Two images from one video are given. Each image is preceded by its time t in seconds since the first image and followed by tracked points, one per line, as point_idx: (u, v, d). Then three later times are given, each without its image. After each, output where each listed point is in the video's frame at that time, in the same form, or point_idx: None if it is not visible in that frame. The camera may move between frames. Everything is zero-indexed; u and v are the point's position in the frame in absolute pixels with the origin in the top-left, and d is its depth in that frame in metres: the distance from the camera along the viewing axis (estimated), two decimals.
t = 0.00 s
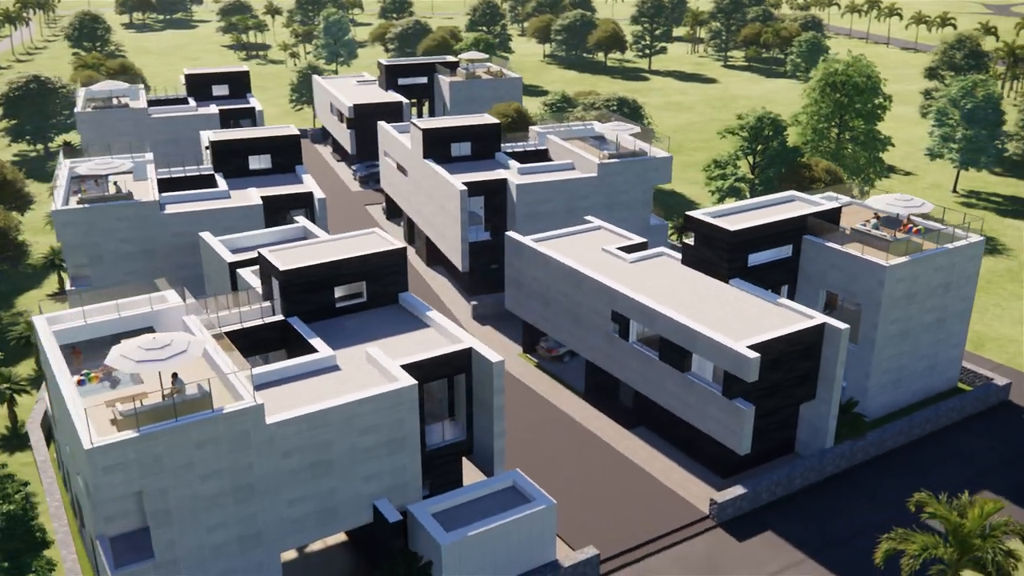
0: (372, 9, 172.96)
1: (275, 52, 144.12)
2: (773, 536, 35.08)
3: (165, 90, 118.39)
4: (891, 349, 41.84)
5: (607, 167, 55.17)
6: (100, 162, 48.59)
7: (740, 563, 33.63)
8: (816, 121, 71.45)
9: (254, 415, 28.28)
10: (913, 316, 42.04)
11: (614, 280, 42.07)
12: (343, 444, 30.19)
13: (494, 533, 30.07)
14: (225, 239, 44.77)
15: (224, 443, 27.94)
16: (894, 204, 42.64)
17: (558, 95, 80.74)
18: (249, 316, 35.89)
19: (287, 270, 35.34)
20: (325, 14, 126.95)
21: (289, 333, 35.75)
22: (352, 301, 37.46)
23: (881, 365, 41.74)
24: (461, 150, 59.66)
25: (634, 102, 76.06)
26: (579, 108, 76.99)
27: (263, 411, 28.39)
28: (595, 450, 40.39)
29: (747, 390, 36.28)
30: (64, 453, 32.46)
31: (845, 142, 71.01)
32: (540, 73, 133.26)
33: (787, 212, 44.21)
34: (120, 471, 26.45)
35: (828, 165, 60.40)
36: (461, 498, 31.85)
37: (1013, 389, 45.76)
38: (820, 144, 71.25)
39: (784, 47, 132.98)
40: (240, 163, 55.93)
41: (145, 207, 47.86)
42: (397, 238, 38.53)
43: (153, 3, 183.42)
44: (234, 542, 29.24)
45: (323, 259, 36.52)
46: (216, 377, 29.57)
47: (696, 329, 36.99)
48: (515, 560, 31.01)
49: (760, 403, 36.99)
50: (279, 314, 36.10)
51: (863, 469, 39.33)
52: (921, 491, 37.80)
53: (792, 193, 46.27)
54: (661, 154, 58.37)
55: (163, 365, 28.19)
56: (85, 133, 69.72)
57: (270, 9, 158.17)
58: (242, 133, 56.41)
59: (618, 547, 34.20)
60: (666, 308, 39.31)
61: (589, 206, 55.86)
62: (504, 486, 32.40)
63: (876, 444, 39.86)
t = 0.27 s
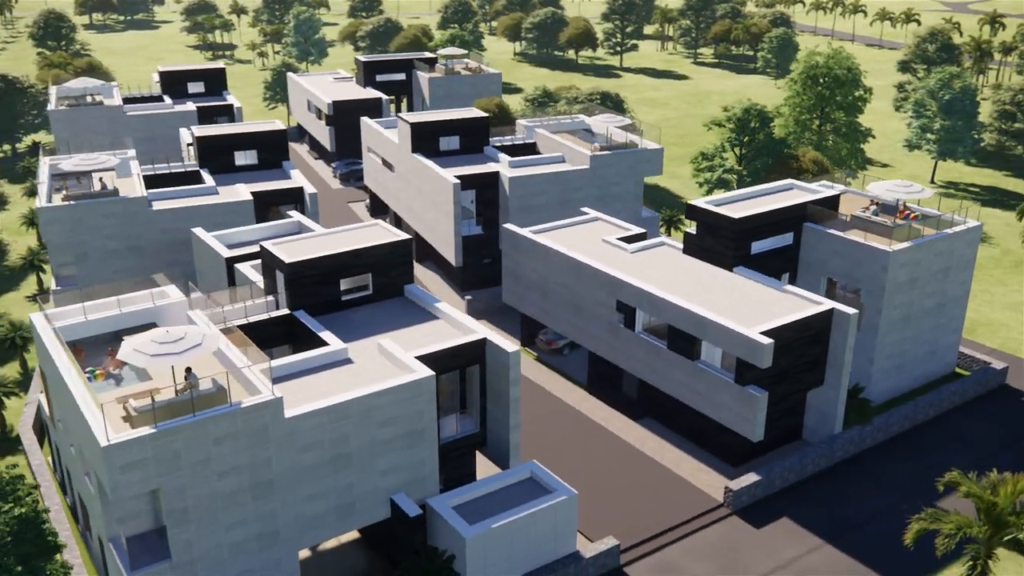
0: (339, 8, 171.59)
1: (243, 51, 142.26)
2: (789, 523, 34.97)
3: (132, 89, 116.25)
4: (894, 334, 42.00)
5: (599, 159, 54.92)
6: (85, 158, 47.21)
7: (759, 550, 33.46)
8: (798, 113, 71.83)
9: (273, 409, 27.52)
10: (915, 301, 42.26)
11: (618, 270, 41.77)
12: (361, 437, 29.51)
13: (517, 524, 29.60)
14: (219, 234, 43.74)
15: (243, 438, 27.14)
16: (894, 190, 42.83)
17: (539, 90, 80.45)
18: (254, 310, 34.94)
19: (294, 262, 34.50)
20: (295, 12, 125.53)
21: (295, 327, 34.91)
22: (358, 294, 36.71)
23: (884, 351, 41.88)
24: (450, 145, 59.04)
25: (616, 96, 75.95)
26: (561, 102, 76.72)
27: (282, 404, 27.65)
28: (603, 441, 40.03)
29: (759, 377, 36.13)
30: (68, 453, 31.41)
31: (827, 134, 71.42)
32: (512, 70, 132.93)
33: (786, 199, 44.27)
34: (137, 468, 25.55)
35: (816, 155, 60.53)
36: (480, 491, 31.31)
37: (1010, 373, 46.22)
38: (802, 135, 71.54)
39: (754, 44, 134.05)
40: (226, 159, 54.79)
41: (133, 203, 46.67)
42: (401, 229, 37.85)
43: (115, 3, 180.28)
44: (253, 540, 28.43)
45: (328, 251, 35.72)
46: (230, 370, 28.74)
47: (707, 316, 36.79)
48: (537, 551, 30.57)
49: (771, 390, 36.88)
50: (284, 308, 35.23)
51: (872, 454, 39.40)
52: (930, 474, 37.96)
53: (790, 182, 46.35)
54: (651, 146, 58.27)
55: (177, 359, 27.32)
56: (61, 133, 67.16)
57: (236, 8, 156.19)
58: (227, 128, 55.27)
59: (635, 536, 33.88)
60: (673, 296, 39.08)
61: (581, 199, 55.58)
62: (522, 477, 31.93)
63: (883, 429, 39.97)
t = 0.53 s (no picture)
0: (305, 7, 169.89)
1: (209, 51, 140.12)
2: (804, 509, 34.74)
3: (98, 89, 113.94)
4: (895, 319, 42.07)
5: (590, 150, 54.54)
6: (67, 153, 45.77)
7: (777, 536, 33.16)
8: (780, 104, 72.09)
9: (293, 401, 26.65)
10: (915, 286, 42.37)
11: (621, 259, 41.31)
12: (379, 429, 28.70)
13: (540, 515, 29.03)
14: (210, 229, 42.59)
15: (261, 432, 26.22)
16: (892, 175, 42.66)
17: (519, 85, 79.96)
18: (258, 303, 33.74)
19: (298, 253, 33.53)
20: (263, 10, 123.83)
21: (300, 320, 33.94)
22: (362, 286, 35.86)
23: (886, 336, 41.94)
24: (437, 138, 58.25)
25: (597, 90, 75.70)
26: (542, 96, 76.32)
27: (301, 397, 26.78)
28: (611, 432, 39.52)
29: (771, 363, 35.87)
30: (71, 457, 30.10)
31: (808, 125, 71.78)
32: (483, 68, 132.37)
33: (786, 187, 44.15)
34: (155, 465, 24.49)
35: (803, 146, 60.73)
36: (498, 484, 30.67)
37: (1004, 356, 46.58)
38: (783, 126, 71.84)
39: (723, 40, 134.85)
40: (210, 154, 53.51)
41: (119, 199, 45.36)
42: (405, 219, 37.02)
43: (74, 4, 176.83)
44: (271, 538, 27.48)
45: (332, 242, 34.80)
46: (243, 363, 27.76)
47: (717, 303, 36.44)
48: (558, 542, 30.02)
49: (782, 376, 36.64)
50: (288, 301, 34.23)
51: (879, 439, 39.37)
52: (938, 458, 38.03)
53: (787, 169, 46.25)
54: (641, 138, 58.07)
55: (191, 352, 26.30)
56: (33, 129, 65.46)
57: (200, 8, 153.89)
58: (210, 123, 53.98)
59: (653, 526, 33.43)
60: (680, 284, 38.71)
61: (572, 191, 55.18)
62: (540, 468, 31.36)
63: (888, 414, 39.98)
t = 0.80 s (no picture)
0: (269, 6, 167.87)
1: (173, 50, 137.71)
2: (818, 495, 34.43)
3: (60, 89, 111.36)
4: (896, 305, 42.03)
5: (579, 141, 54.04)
6: (46, 147, 44.16)
7: (794, 523, 32.79)
8: (760, 96, 72.23)
9: (310, 393, 25.70)
10: (915, 271, 42.38)
11: (623, 248, 40.73)
12: (397, 422, 27.81)
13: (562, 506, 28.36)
14: (200, 224, 41.34)
15: (279, 426, 25.21)
16: (892, 160, 43.32)
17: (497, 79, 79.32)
18: (260, 297, 32.73)
19: (302, 244, 32.46)
20: (229, 8, 121.91)
21: (304, 313, 32.88)
22: (366, 278, 34.90)
23: (887, 322, 41.89)
24: (423, 131, 57.30)
25: (578, 84, 75.33)
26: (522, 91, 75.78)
27: (318, 389, 25.83)
28: (618, 423, 38.91)
29: (782, 348, 35.52)
30: (71, 459, 28.73)
31: (789, 117, 71.99)
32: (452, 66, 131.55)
33: (783, 174, 43.95)
34: (171, 461, 23.37)
35: (788, 136, 60.79)
36: (516, 476, 29.94)
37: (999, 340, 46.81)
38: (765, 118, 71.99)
39: (692, 36, 135.30)
40: (191, 149, 52.09)
41: (103, 195, 43.92)
42: (407, 209, 36.13)
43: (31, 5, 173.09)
44: (288, 536, 26.46)
45: (336, 232, 33.79)
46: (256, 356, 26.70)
47: (726, 289, 35.98)
48: (579, 533, 29.38)
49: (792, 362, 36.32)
50: (291, 294, 33.14)
51: (885, 424, 39.23)
52: (945, 441, 37.98)
53: (782, 157, 46.09)
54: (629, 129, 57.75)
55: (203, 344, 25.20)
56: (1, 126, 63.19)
57: (162, 8, 151.33)
58: (191, 117, 52.56)
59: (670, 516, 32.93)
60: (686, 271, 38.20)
61: (561, 183, 54.65)
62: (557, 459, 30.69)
63: (893, 399, 39.85)
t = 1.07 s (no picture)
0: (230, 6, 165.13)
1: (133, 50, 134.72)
2: (832, 482, 33.95)
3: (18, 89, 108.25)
4: (896, 290, 41.82)
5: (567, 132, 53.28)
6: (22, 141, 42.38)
7: (810, 510, 32.25)
8: (740, 88, 72.06)
9: (326, 385, 24.55)
10: (913, 256, 42.19)
11: (623, 237, 39.99)
12: (413, 414, 26.76)
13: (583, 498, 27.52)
14: (186, 219, 39.87)
15: (294, 420, 24.04)
16: (890, 144, 43.13)
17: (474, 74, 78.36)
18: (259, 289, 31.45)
19: (303, 233, 31.23)
20: (192, 6, 119.49)
21: (306, 305, 31.62)
22: (367, 268, 33.75)
23: (887, 307, 41.66)
24: (407, 124, 56.15)
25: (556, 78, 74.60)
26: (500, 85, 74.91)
27: (335, 381, 24.71)
28: (624, 415, 38.14)
29: (792, 335, 35.00)
30: (67, 462, 27.19)
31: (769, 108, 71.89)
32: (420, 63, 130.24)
33: (780, 161, 43.56)
34: (185, 458, 22.09)
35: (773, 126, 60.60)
36: (532, 469, 29.04)
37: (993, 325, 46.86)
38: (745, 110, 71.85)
39: (660, 33, 135.19)
40: (169, 143, 50.47)
41: (82, 190, 42.25)
42: (407, 198, 35.05)
43: None
44: (304, 536, 25.28)
45: (336, 222, 32.60)
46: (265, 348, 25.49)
47: (733, 275, 35.36)
48: (599, 526, 28.56)
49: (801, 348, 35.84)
50: (291, 286, 31.87)
51: (891, 410, 38.94)
52: (951, 425, 37.76)
53: (776, 144, 45.71)
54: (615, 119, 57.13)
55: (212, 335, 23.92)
56: None
57: (121, 7, 148.18)
58: (168, 111, 50.89)
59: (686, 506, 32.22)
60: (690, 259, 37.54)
61: (549, 175, 53.86)
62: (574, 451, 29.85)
63: (897, 385, 39.60)
